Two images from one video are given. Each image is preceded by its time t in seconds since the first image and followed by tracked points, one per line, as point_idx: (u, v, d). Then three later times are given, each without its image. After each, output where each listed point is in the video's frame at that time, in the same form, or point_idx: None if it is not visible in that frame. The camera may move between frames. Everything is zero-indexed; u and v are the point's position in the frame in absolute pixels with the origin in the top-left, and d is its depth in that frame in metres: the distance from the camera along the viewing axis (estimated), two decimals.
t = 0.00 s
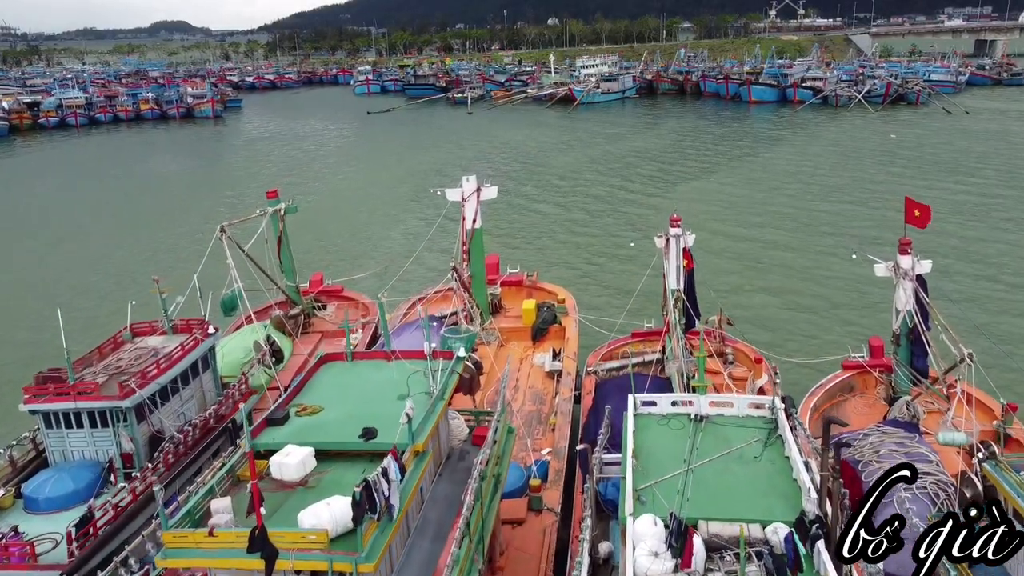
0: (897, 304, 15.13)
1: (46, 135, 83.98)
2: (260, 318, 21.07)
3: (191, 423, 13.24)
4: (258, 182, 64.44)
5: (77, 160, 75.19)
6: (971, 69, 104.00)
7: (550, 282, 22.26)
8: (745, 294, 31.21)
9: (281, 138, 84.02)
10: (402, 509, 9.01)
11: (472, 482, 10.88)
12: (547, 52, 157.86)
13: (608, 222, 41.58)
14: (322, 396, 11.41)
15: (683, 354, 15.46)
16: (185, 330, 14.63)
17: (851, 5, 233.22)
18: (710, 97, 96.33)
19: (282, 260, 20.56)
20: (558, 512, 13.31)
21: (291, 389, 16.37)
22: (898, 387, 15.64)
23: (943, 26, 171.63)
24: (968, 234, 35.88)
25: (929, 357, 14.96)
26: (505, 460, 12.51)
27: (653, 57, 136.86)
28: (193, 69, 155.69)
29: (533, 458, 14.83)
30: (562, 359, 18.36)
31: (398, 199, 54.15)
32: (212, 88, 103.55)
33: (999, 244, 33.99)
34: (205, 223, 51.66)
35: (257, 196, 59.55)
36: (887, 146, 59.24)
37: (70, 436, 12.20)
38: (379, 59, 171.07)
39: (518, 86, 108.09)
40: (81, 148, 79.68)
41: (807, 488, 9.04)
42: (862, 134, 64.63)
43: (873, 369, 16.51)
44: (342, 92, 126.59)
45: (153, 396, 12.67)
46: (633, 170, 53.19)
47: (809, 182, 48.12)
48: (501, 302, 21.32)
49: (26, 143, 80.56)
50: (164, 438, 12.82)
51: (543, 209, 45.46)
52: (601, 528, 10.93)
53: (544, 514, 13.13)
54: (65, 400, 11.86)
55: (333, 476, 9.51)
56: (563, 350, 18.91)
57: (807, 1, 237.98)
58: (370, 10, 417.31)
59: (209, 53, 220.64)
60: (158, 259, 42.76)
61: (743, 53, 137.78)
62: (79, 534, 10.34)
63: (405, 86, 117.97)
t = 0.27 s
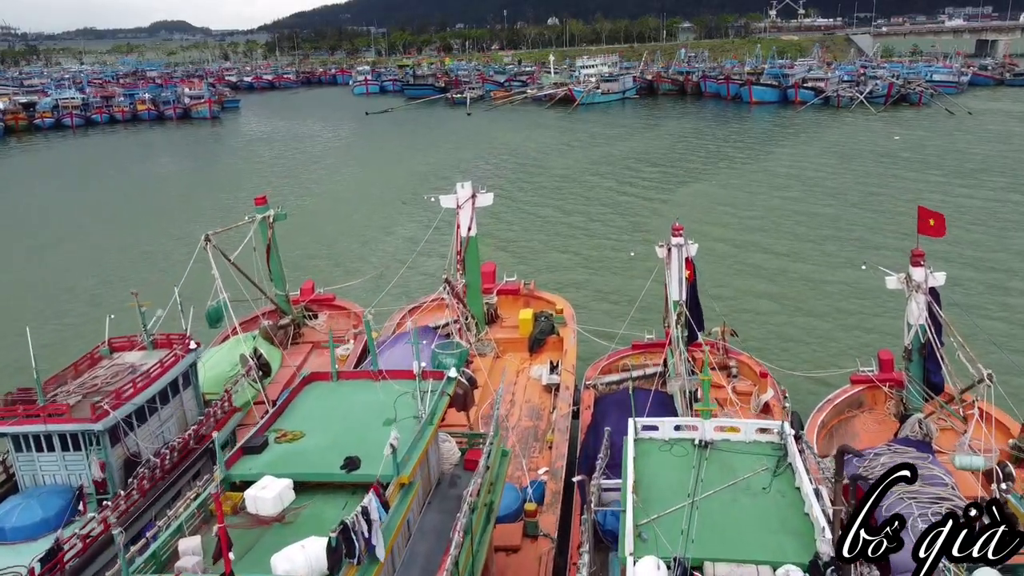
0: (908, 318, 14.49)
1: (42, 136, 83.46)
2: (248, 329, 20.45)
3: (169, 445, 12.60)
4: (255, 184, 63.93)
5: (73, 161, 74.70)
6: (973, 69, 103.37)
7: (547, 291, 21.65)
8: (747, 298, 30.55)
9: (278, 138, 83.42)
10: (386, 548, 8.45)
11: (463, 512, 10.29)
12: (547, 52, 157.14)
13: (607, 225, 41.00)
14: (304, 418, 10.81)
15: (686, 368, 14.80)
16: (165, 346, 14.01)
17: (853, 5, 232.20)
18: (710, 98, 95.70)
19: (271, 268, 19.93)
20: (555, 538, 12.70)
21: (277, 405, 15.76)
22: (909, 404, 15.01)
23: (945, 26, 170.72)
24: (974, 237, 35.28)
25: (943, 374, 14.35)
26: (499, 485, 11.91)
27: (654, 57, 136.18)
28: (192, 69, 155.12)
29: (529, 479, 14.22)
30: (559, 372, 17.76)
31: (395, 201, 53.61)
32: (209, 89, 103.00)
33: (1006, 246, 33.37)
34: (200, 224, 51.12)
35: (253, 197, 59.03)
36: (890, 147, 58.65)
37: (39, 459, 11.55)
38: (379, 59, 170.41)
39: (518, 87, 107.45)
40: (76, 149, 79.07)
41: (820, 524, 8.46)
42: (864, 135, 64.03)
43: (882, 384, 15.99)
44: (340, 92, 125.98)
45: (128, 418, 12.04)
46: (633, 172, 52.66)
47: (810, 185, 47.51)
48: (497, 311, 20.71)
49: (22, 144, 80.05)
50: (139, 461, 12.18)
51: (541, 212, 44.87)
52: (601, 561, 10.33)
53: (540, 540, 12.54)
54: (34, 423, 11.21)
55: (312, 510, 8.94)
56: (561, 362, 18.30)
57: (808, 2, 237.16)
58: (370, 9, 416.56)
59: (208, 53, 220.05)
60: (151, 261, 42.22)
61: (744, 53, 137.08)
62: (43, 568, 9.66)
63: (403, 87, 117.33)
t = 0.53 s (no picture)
0: (922, 332, 13.77)
1: (37, 137, 82.82)
2: (234, 339, 19.74)
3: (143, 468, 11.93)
4: (251, 185, 63.36)
5: (68, 162, 74.10)
6: (976, 69, 102.66)
7: (545, 299, 21.00)
8: (748, 300, 29.86)
9: (275, 139, 82.85)
10: None
11: (451, 547, 9.65)
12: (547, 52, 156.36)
13: (606, 227, 40.39)
14: (284, 443, 10.15)
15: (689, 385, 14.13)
16: (144, 362, 13.35)
17: (854, 5, 231.25)
18: (711, 98, 95.07)
19: (260, 276, 19.26)
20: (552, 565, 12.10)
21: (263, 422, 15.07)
22: (922, 422, 14.32)
23: (946, 26, 169.87)
24: (979, 238, 34.69)
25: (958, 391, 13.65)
26: (492, 512, 11.27)
27: (654, 57, 135.48)
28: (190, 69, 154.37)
29: (524, 501, 13.58)
30: (557, 385, 17.10)
31: (392, 202, 53.00)
32: (207, 89, 102.37)
33: (1012, 248, 32.76)
34: (195, 226, 50.55)
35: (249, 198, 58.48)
36: (893, 148, 58.03)
37: (6, 484, 10.93)
38: (378, 60, 169.71)
39: (517, 87, 106.83)
40: (71, 150, 78.54)
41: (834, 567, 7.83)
42: (866, 136, 63.42)
43: (893, 400, 15.34)
44: (339, 92, 125.30)
45: (100, 440, 11.35)
46: (633, 173, 52.08)
47: (812, 187, 46.87)
48: (493, 320, 20.06)
49: (17, 145, 79.41)
50: (112, 485, 11.53)
51: (540, 214, 44.28)
52: None
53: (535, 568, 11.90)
54: None
55: (287, 549, 8.33)
56: (559, 374, 17.65)
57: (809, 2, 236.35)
58: (370, 9, 415.73)
59: (208, 53, 219.68)
60: (145, 263, 41.63)
61: (744, 53, 136.35)
62: None
63: (402, 87, 116.65)
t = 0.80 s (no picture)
0: (937, 347, 13.17)
1: (33, 138, 82.26)
2: (222, 349, 19.14)
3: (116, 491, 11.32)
4: (248, 186, 62.79)
5: (65, 163, 73.53)
6: (978, 70, 101.96)
7: (542, 309, 20.35)
8: (751, 302, 29.13)
9: (273, 140, 82.24)
10: None
11: None
12: (547, 52, 155.64)
13: (605, 230, 39.75)
14: (262, 470, 9.54)
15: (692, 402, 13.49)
16: (120, 378, 12.71)
17: (855, 4, 230.28)
18: (712, 99, 94.51)
19: (248, 284, 18.61)
20: None
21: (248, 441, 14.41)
22: (936, 440, 13.74)
23: (948, 25, 169.11)
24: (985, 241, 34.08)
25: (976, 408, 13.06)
26: (483, 541, 10.64)
27: (654, 58, 134.88)
28: (188, 69, 153.65)
29: (520, 524, 12.94)
30: (555, 399, 16.46)
31: (389, 204, 52.39)
32: (204, 89, 101.75)
33: (1019, 250, 32.15)
34: (191, 228, 50.06)
35: (246, 199, 57.92)
36: (895, 149, 57.49)
37: None
38: (377, 60, 169.02)
39: (517, 87, 106.25)
40: (67, 150, 77.99)
41: None
42: (868, 137, 62.90)
43: (905, 416, 14.78)
44: (337, 92, 124.69)
45: (70, 465, 10.73)
46: (633, 174, 51.57)
47: (815, 188, 46.28)
48: (489, 330, 19.44)
49: (12, 146, 78.80)
50: (83, 510, 10.93)
51: (538, 216, 43.68)
52: None
53: None
54: None
55: None
56: (557, 387, 17.00)
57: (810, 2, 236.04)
58: (371, 9, 414.78)
59: (207, 53, 219.14)
60: (139, 264, 41.07)
61: (745, 53, 135.68)
62: None
63: (401, 87, 116.09)
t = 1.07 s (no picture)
0: (954, 366, 12.53)
1: (28, 138, 81.57)
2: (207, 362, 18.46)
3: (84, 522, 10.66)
4: (244, 188, 62.16)
5: (60, 163, 72.90)
6: (981, 70, 101.22)
7: (540, 319, 19.65)
8: (753, 307, 28.48)
9: (270, 141, 81.63)
10: None
11: None
12: (547, 52, 154.94)
13: (604, 233, 39.14)
14: (237, 505, 8.94)
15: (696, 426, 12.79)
16: (93, 398, 12.06)
17: (856, 4, 229.32)
18: (713, 99, 93.86)
19: (234, 295, 17.91)
20: None
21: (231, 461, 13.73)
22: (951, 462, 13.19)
23: (949, 25, 168.29)
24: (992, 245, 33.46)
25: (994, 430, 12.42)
26: None
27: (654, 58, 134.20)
28: (187, 69, 152.95)
29: (514, 552, 12.28)
30: (552, 415, 15.78)
31: (386, 205, 51.76)
32: (201, 90, 101.09)
33: None
34: (185, 229, 49.38)
35: (242, 201, 57.27)
36: (899, 151, 56.85)
37: None
38: (377, 60, 168.29)
39: (516, 87, 105.57)
40: (62, 151, 77.34)
41: None
42: (871, 138, 62.26)
43: (917, 436, 14.20)
44: (336, 92, 124.04)
45: (33, 495, 10.07)
46: (633, 176, 50.97)
47: (818, 190, 45.69)
48: (485, 341, 18.78)
49: (6, 146, 78.08)
50: (47, 543, 10.27)
51: (537, 219, 43.08)
52: None
53: None
54: None
55: None
56: (554, 403, 16.31)
57: (810, 1, 235.25)
58: (371, 8, 414.06)
59: (206, 53, 218.46)
60: (130, 267, 40.41)
61: (746, 53, 134.96)
62: None
63: (400, 87, 115.44)
